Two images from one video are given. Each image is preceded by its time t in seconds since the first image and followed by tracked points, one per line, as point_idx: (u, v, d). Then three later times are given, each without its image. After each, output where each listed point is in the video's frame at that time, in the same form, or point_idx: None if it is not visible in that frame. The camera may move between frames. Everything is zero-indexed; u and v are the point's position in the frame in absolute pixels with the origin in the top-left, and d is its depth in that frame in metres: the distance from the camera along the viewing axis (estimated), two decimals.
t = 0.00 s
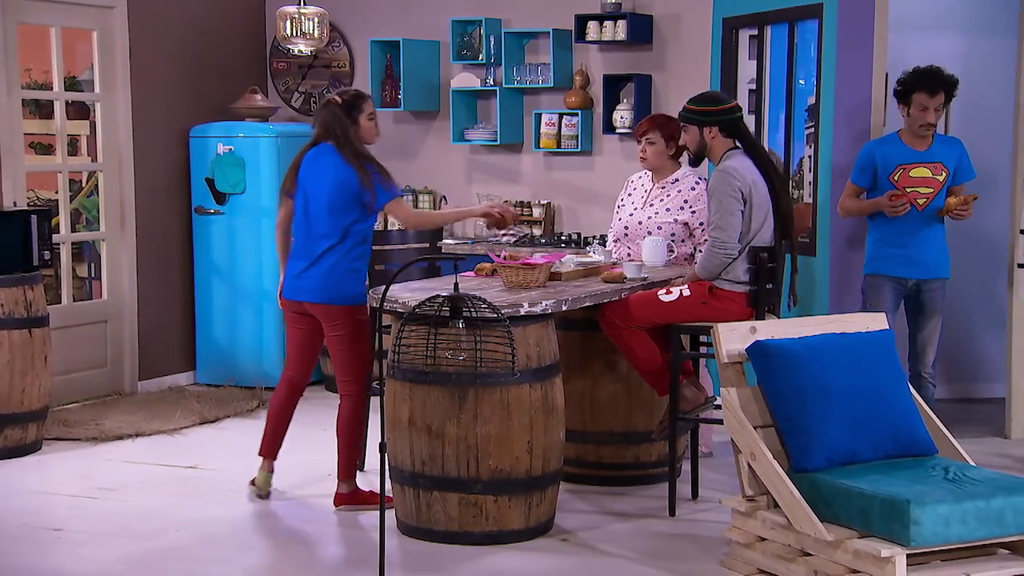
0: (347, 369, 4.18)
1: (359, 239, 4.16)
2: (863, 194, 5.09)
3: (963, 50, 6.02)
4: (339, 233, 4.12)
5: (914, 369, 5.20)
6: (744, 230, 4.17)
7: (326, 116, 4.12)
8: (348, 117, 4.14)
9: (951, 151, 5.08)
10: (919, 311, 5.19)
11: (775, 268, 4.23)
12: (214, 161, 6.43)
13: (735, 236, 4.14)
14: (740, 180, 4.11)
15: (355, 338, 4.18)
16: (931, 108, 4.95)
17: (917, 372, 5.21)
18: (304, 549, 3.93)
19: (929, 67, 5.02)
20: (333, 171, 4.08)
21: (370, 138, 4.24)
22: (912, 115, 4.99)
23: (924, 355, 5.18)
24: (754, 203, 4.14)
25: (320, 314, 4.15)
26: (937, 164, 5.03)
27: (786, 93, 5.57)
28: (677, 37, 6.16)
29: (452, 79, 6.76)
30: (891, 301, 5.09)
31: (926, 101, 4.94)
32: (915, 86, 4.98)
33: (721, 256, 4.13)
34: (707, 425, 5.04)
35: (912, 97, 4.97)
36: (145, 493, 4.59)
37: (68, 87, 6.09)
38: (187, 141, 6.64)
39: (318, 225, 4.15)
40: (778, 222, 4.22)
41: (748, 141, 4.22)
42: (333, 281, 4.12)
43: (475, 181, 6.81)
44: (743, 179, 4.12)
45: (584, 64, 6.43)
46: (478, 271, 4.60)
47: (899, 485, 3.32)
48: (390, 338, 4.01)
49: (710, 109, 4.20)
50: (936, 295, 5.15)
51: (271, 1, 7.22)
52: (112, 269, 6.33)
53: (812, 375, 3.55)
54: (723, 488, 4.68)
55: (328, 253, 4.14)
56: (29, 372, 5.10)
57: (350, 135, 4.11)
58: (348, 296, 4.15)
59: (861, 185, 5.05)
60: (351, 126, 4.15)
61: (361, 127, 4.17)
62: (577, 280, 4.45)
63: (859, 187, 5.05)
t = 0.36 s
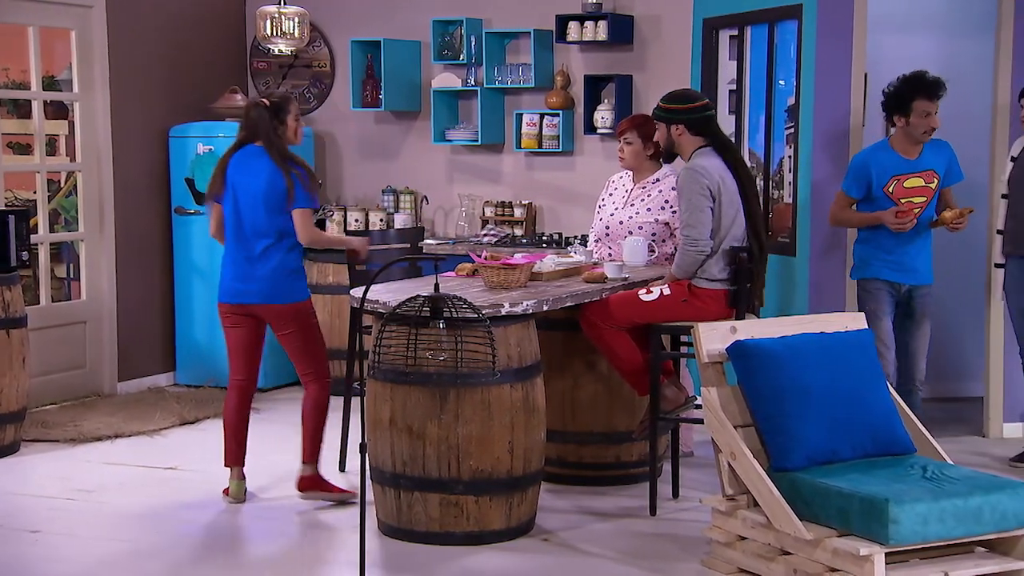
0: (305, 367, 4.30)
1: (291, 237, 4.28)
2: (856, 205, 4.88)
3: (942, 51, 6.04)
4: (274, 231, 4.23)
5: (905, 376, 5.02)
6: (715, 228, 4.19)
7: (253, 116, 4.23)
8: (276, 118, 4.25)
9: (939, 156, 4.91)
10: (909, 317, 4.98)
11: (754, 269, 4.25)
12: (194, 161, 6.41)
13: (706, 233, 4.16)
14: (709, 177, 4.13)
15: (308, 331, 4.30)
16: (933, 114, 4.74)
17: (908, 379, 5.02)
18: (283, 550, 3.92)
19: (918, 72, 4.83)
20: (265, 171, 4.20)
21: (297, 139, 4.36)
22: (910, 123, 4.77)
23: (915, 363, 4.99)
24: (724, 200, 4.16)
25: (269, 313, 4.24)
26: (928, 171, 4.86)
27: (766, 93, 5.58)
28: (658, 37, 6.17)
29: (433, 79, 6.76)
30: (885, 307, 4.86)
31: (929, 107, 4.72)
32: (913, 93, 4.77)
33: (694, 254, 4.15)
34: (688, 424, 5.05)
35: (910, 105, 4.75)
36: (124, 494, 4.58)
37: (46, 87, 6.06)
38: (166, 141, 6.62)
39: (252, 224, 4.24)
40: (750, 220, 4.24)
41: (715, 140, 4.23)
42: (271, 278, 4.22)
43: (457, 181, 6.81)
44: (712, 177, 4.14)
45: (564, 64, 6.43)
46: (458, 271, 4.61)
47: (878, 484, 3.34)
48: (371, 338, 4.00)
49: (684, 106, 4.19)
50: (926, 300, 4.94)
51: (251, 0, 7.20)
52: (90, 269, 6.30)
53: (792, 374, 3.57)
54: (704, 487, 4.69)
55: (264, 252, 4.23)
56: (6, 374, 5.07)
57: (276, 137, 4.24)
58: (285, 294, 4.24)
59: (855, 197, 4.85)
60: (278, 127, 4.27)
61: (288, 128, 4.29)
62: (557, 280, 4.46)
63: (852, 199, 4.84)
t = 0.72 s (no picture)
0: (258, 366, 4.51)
1: (265, 233, 4.43)
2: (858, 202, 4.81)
3: (918, 52, 6.07)
4: (248, 229, 4.38)
5: (919, 374, 4.86)
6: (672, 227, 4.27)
7: (219, 118, 4.35)
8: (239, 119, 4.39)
9: (939, 152, 4.81)
10: (918, 315, 4.84)
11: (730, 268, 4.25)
12: (171, 161, 6.38)
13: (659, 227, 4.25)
14: (658, 178, 4.23)
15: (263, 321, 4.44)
16: (936, 109, 4.64)
17: (926, 376, 4.85)
18: (260, 551, 3.91)
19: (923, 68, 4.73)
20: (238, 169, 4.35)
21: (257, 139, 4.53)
22: (915, 118, 4.67)
23: (926, 360, 4.84)
24: (675, 201, 4.22)
25: (245, 308, 4.38)
26: (930, 168, 4.76)
27: (743, 93, 5.60)
28: (636, 38, 6.19)
29: (411, 79, 6.75)
30: (881, 311, 4.79)
31: (932, 103, 4.63)
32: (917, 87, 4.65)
33: (646, 247, 4.25)
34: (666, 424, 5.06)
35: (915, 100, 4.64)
36: (101, 496, 4.56)
37: (21, 87, 6.02)
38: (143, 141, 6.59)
39: (226, 222, 4.39)
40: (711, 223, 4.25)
41: (688, 140, 4.24)
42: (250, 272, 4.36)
43: (435, 181, 6.80)
44: (661, 178, 4.23)
45: (543, 64, 6.43)
46: (437, 271, 4.61)
47: (854, 483, 3.35)
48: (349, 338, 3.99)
49: (670, 101, 4.23)
50: (931, 295, 4.81)
51: None
52: (66, 270, 6.27)
53: (770, 373, 3.58)
54: (683, 486, 4.71)
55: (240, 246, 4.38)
56: None
57: (243, 137, 4.38)
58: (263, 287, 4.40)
59: (856, 193, 4.76)
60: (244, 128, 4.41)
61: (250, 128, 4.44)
62: (535, 280, 4.46)
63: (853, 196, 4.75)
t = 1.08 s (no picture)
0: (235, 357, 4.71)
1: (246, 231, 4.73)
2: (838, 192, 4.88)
3: (886, 53, 6.11)
4: (231, 226, 4.67)
5: (890, 377, 4.80)
6: (654, 227, 4.27)
7: (217, 114, 4.63)
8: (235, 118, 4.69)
9: (927, 153, 4.74)
10: (891, 316, 4.79)
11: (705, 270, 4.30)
12: (140, 161, 6.34)
13: (640, 224, 4.27)
14: (644, 176, 4.23)
15: (240, 314, 4.68)
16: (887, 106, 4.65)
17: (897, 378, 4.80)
18: (230, 553, 3.89)
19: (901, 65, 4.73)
20: (233, 167, 4.64)
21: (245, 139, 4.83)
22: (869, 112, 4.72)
23: (898, 362, 4.78)
24: (659, 201, 4.22)
25: (228, 300, 4.65)
26: (907, 164, 4.72)
27: (714, 94, 5.63)
28: (607, 38, 6.20)
29: (383, 79, 6.74)
30: (852, 309, 4.78)
31: (875, 99, 4.66)
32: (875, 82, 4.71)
33: (625, 244, 4.27)
34: (637, 424, 5.08)
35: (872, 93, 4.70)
36: (68, 499, 4.52)
37: None
38: (111, 141, 6.55)
39: (210, 217, 4.65)
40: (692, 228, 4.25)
41: (679, 141, 4.23)
42: (236, 267, 4.66)
43: (407, 181, 6.79)
44: (649, 177, 4.23)
45: (515, 65, 6.44)
46: (408, 271, 4.60)
47: (823, 482, 3.37)
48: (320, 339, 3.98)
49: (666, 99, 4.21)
50: (906, 296, 4.75)
51: None
52: (33, 271, 6.21)
53: (740, 373, 3.60)
54: (654, 485, 4.72)
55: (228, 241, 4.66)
56: None
57: (236, 135, 4.67)
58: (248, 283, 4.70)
59: (833, 181, 4.84)
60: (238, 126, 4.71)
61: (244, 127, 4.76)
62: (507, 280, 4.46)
63: (830, 184, 4.84)
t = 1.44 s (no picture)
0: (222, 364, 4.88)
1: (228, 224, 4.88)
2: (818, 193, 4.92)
3: (852, 54, 6.16)
4: (203, 221, 4.84)
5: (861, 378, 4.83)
6: (626, 227, 4.28)
7: (189, 116, 4.80)
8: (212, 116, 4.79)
9: (904, 154, 4.71)
10: (865, 317, 4.79)
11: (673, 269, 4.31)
12: (106, 161, 6.28)
13: (613, 225, 4.28)
14: (619, 177, 4.24)
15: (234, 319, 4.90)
16: (864, 108, 4.66)
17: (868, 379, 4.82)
18: (197, 555, 3.87)
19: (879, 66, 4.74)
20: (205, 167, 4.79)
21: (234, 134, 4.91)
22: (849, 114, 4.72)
23: (868, 364, 4.79)
24: (633, 203, 4.24)
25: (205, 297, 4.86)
26: (883, 164, 4.71)
27: (682, 94, 5.66)
28: (576, 38, 6.21)
29: (351, 79, 6.72)
30: (823, 309, 4.83)
31: (857, 101, 4.66)
32: (854, 84, 4.71)
33: (598, 244, 4.28)
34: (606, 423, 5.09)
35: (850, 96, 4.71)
36: (33, 502, 4.48)
37: None
38: (76, 141, 6.49)
39: (186, 214, 4.86)
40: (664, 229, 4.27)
41: (652, 142, 4.25)
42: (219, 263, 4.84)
43: (376, 181, 6.78)
44: (623, 178, 4.24)
45: (483, 65, 6.44)
46: (377, 272, 4.59)
47: (790, 480, 3.39)
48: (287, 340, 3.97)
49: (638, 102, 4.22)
50: (879, 299, 4.74)
51: None
52: None
53: (707, 372, 3.61)
54: (623, 485, 4.73)
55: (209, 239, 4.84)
56: None
57: (209, 131, 4.78)
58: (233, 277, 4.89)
59: (810, 182, 4.88)
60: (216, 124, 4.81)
61: (225, 124, 4.85)
62: (476, 280, 4.46)
63: (807, 185, 4.88)
